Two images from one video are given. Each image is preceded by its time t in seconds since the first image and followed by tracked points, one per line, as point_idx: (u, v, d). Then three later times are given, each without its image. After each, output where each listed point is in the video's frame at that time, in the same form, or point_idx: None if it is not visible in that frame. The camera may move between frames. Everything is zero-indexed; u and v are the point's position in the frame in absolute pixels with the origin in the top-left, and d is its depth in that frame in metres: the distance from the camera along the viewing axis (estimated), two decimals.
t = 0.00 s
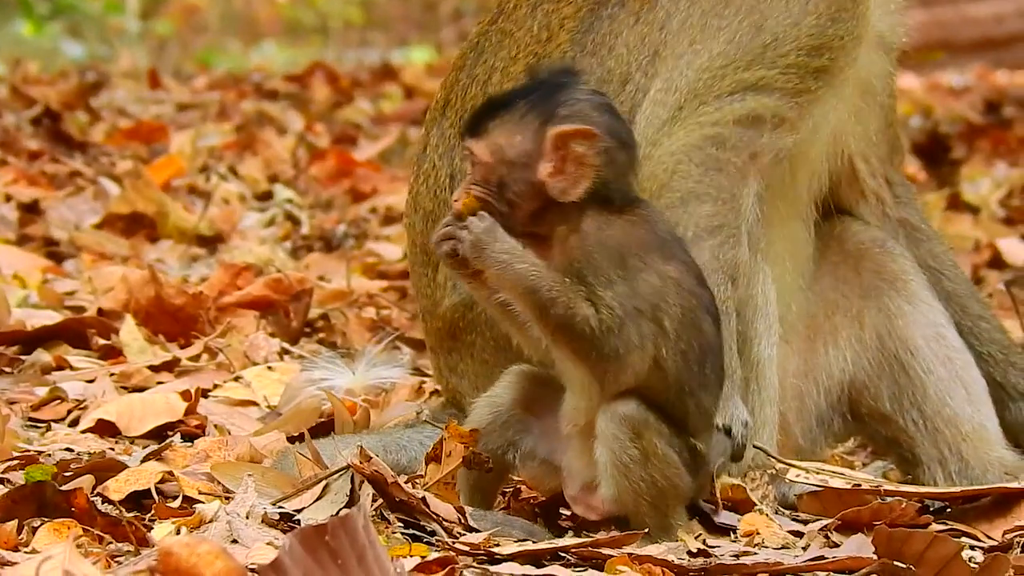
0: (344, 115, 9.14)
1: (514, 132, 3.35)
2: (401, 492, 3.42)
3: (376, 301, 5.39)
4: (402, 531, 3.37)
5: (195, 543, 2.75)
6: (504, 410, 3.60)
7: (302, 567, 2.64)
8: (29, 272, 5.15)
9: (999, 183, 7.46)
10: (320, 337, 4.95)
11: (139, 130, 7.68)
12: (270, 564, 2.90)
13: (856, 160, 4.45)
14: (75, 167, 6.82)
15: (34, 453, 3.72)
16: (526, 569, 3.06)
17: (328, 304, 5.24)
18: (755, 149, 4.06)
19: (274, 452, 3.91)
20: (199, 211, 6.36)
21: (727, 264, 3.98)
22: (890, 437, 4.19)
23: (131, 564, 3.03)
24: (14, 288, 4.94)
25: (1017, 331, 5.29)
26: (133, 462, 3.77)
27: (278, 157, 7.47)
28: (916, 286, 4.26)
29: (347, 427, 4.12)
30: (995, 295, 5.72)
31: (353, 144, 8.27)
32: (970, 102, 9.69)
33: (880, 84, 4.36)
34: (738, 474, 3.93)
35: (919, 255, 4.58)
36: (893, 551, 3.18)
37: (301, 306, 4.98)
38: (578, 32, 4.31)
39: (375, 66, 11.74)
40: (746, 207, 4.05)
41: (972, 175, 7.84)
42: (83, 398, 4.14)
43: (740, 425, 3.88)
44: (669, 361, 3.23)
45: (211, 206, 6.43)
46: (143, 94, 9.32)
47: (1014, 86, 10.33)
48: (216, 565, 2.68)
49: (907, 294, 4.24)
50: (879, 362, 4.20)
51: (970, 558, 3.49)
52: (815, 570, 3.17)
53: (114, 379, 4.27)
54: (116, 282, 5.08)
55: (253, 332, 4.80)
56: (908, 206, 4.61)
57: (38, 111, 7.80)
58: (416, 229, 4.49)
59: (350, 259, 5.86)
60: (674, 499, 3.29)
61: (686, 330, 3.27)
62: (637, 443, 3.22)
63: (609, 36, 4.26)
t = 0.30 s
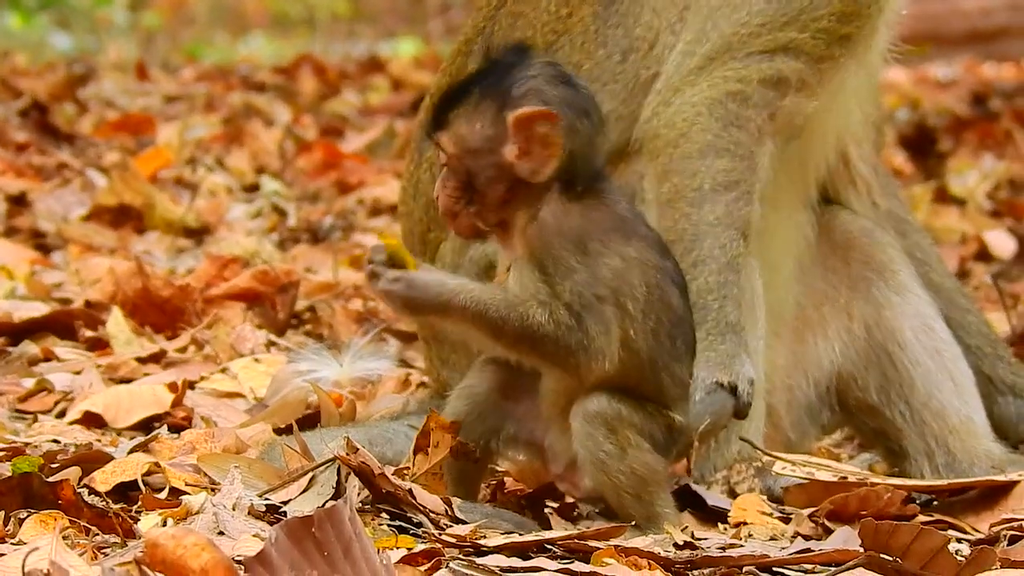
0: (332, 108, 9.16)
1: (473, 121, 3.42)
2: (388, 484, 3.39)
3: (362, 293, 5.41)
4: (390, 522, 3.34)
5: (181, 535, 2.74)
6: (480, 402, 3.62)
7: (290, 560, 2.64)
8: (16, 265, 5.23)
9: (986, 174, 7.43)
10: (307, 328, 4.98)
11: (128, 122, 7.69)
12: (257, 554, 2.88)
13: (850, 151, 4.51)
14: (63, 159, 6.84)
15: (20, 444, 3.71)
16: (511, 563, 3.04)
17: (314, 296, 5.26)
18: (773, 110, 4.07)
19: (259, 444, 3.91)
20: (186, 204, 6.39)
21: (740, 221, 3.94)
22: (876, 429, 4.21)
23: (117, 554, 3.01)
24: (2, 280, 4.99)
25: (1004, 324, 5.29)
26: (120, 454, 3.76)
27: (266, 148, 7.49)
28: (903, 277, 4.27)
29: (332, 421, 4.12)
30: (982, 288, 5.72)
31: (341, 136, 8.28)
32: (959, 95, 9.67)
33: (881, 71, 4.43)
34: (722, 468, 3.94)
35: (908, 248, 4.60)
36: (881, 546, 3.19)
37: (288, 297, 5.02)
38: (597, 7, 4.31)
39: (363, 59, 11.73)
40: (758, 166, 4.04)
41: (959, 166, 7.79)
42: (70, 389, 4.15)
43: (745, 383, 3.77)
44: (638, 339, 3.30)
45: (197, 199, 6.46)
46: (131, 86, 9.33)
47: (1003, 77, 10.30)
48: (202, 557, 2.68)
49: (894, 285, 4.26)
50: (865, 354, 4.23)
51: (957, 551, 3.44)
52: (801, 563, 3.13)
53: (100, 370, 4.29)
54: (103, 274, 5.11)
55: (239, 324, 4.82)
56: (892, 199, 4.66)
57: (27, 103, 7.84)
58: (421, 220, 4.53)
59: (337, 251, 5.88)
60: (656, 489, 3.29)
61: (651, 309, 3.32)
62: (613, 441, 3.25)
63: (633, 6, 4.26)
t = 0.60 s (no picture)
0: (327, 105, 9.16)
1: (575, 100, 3.09)
2: (384, 480, 3.39)
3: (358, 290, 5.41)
4: (385, 519, 3.34)
5: (177, 531, 2.75)
6: (469, 401, 3.52)
7: (285, 557, 2.63)
8: (13, 260, 5.23)
9: (982, 171, 7.42)
10: (303, 324, 4.98)
11: (124, 119, 7.70)
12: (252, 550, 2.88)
13: (848, 146, 4.50)
14: (59, 155, 6.85)
15: (16, 440, 3.70)
16: (506, 559, 3.04)
17: (310, 291, 5.26)
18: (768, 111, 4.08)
19: (256, 441, 3.91)
20: (182, 200, 6.40)
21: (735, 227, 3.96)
22: (871, 425, 4.20)
23: (113, 552, 3.00)
24: None
25: (1000, 321, 5.29)
26: (115, 451, 3.75)
27: (261, 145, 7.49)
28: (899, 274, 4.29)
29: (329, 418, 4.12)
30: (978, 284, 5.72)
31: (337, 132, 8.27)
32: (955, 90, 9.66)
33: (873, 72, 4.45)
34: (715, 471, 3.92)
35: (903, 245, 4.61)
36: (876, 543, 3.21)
37: (283, 295, 5.02)
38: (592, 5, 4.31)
39: (359, 54, 11.72)
40: (753, 167, 4.05)
41: (954, 163, 7.78)
42: (65, 385, 4.15)
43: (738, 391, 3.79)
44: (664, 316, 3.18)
45: (193, 195, 6.47)
46: (126, 82, 9.32)
47: (1001, 74, 10.27)
48: (198, 554, 2.68)
49: (890, 281, 4.27)
50: (862, 351, 4.23)
51: (952, 548, 3.44)
52: (797, 561, 3.13)
53: (96, 367, 4.29)
54: (98, 270, 5.12)
55: (235, 320, 4.82)
56: (889, 197, 4.66)
57: (24, 100, 7.85)
58: (415, 217, 4.52)
59: (333, 247, 5.88)
60: (653, 485, 3.30)
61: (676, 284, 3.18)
62: (613, 433, 3.22)
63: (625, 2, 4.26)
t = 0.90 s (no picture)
0: (326, 104, 9.16)
1: (617, 106, 3.38)
2: (383, 480, 3.39)
3: (357, 289, 5.41)
4: (384, 518, 3.34)
5: (177, 531, 2.75)
6: (476, 401, 3.63)
7: (284, 556, 2.63)
8: (12, 259, 5.23)
9: (981, 171, 7.42)
10: (302, 323, 4.98)
11: (122, 117, 7.70)
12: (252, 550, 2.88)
13: (841, 146, 4.48)
14: (58, 154, 6.85)
15: (15, 440, 3.70)
16: (506, 558, 3.04)
17: (309, 290, 5.26)
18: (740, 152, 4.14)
19: (256, 441, 3.90)
20: (181, 199, 6.40)
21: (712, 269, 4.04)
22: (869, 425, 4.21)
23: (112, 552, 3.00)
24: None
25: (1000, 320, 5.29)
26: (115, 451, 3.75)
27: (259, 143, 7.49)
28: (896, 275, 4.28)
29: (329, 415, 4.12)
30: (977, 284, 5.72)
31: (336, 131, 8.27)
32: (954, 89, 9.66)
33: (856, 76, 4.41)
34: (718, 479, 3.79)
35: (905, 242, 4.59)
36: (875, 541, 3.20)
37: (282, 294, 5.02)
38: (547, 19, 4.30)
39: (357, 54, 11.70)
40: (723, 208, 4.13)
41: (952, 162, 7.78)
42: (64, 384, 4.15)
43: (728, 437, 3.88)
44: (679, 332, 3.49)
45: (192, 194, 6.47)
46: (125, 81, 9.31)
47: (1000, 74, 10.27)
48: (198, 554, 2.68)
49: (887, 283, 4.27)
50: (859, 352, 4.22)
51: (951, 547, 3.44)
52: (797, 560, 3.13)
53: (95, 367, 4.29)
54: (97, 270, 5.12)
55: (235, 319, 4.82)
56: (892, 195, 4.64)
57: (22, 99, 7.85)
58: (396, 218, 4.53)
59: (331, 247, 5.88)
60: (649, 483, 3.38)
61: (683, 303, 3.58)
62: (604, 429, 3.35)
63: (577, 16, 4.29)
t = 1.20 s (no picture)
0: (324, 104, 9.16)
1: (635, 110, 3.34)
2: (381, 480, 3.39)
3: (355, 289, 5.41)
4: (382, 520, 3.33)
5: (175, 532, 2.73)
6: (481, 400, 3.60)
7: (282, 557, 2.63)
8: (10, 259, 5.23)
9: (979, 171, 7.42)
10: (300, 324, 4.98)
11: (121, 118, 7.70)
12: (250, 552, 2.87)
13: (834, 152, 4.46)
14: (56, 154, 6.86)
15: (12, 440, 3.69)
16: (504, 559, 3.04)
17: (308, 291, 5.26)
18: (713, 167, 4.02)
19: (254, 442, 3.90)
20: (179, 199, 6.40)
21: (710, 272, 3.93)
22: (867, 427, 4.18)
23: (110, 552, 3.00)
24: None
25: (998, 320, 5.29)
26: (113, 451, 3.75)
27: (258, 144, 7.49)
28: (891, 276, 4.24)
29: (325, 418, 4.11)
30: (976, 283, 5.72)
31: (334, 132, 8.27)
32: (952, 90, 9.65)
33: (833, 80, 4.38)
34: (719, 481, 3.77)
35: (903, 243, 4.58)
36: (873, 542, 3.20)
37: (280, 294, 5.02)
38: (512, 27, 4.26)
39: (356, 53, 11.70)
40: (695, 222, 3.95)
41: (951, 164, 7.78)
42: (62, 384, 4.15)
43: (716, 450, 3.78)
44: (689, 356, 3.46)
45: (190, 194, 6.46)
46: (123, 81, 9.32)
47: (998, 75, 10.26)
48: (195, 554, 2.67)
49: (882, 284, 4.23)
50: (856, 353, 4.19)
51: (949, 548, 3.44)
52: (794, 561, 3.12)
53: (93, 367, 4.29)
54: (96, 269, 5.12)
55: (233, 319, 4.81)
56: (891, 195, 4.61)
57: (21, 99, 7.85)
58: (380, 224, 4.51)
59: (330, 247, 5.88)
60: (645, 482, 3.37)
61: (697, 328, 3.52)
62: (601, 425, 3.35)
63: (536, 33, 4.21)
